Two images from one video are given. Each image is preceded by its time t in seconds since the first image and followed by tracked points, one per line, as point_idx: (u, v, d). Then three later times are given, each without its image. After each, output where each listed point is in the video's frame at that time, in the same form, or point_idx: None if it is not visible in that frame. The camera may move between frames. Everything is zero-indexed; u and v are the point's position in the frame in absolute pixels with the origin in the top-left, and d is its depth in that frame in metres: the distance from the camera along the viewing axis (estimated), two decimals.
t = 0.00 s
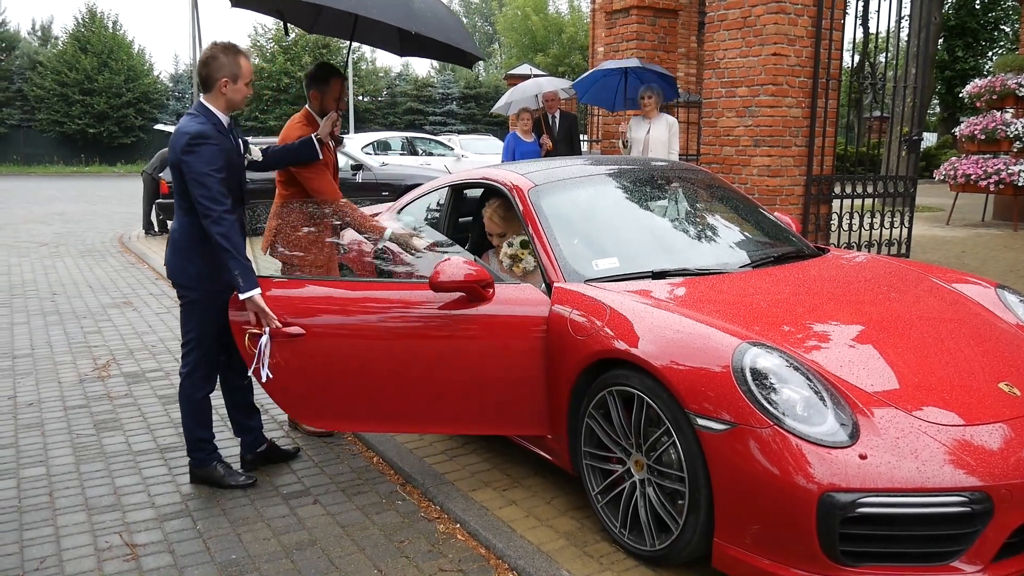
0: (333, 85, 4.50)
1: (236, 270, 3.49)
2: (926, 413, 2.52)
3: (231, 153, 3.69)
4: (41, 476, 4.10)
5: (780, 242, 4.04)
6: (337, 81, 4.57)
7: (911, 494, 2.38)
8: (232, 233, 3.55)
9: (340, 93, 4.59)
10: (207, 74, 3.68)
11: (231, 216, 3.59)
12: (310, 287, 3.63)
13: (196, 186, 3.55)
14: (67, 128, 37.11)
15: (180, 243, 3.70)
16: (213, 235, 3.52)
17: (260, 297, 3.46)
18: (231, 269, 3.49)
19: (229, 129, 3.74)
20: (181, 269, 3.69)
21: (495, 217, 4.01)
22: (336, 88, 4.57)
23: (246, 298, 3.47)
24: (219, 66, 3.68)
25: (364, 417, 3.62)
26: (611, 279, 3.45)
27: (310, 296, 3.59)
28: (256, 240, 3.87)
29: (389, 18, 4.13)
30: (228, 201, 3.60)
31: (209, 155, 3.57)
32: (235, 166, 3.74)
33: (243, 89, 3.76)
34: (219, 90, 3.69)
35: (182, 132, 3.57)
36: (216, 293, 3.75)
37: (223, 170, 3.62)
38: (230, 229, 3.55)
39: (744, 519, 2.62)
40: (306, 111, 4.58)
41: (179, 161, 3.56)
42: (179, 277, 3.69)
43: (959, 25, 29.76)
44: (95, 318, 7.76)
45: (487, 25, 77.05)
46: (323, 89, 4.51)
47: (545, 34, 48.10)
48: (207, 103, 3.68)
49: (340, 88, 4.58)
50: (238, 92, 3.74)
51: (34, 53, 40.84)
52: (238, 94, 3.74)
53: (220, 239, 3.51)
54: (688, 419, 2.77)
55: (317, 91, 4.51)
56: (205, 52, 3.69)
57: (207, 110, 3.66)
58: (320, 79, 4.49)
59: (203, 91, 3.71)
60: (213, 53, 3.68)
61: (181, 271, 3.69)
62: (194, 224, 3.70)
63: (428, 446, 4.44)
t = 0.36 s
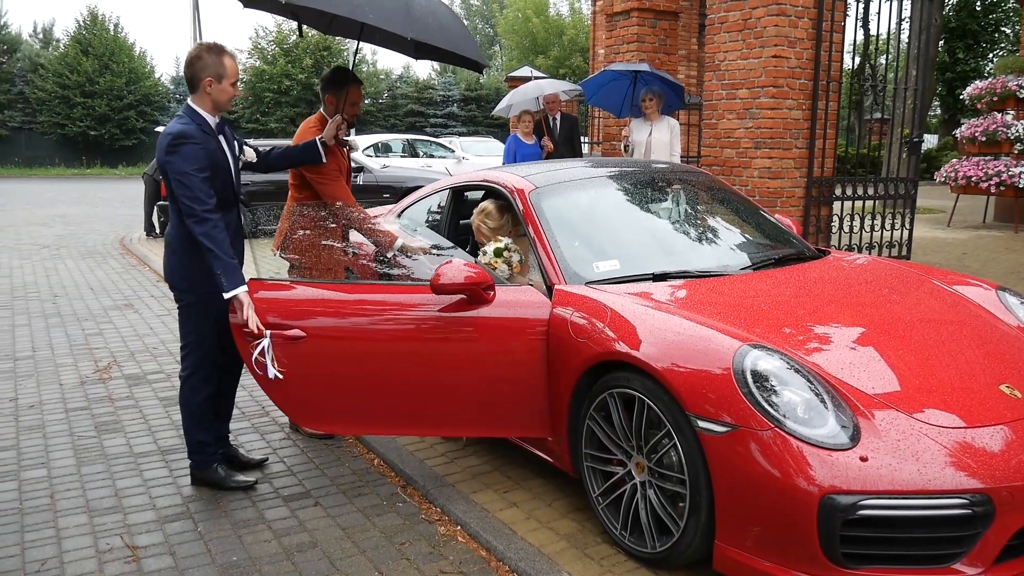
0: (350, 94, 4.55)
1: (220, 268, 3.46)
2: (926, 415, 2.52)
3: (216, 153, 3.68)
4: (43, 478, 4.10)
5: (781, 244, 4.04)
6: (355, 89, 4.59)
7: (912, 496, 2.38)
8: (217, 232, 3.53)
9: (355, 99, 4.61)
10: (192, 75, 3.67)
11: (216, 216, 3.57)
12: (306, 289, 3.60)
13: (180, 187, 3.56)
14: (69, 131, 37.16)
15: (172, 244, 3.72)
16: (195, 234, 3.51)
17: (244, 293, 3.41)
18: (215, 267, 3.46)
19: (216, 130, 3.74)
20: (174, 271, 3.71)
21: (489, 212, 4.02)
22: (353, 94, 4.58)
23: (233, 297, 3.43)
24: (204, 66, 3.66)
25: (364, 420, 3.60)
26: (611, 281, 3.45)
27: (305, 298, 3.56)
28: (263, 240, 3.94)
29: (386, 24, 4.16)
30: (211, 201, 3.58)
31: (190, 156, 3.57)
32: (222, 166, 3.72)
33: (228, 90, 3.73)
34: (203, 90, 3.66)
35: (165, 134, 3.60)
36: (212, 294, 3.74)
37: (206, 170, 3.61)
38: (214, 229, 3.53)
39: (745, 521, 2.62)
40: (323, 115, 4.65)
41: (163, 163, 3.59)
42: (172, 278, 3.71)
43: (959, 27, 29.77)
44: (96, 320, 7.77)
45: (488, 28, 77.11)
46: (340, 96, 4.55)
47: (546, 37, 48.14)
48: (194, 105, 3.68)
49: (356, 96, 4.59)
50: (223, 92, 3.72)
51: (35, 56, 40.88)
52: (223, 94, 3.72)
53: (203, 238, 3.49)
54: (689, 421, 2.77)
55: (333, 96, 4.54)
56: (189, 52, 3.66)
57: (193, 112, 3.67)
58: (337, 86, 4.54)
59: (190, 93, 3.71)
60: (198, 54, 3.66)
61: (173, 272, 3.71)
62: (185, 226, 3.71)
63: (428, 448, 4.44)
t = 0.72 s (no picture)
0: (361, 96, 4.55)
1: (185, 268, 3.53)
2: (928, 417, 2.52)
3: (205, 152, 3.68)
4: (45, 480, 4.11)
5: (782, 246, 4.04)
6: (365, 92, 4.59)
7: (913, 498, 2.38)
8: (189, 231, 3.55)
9: (363, 105, 4.59)
10: (187, 76, 3.69)
11: (194, 215, 3.58)
12: (307, 290, 3.60)
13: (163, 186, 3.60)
14: (71, 133, 37.21)
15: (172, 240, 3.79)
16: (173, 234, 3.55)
17: (207, 293, 3.51)
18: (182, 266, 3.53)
19: (210, 130, 3.75)
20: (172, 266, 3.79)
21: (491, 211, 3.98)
22: (360, 99, 4.57)
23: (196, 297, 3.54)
24: (197, 67, 3.67)
25: (366, 421, 3.59)
26: (613, 283, 3.45)
27: (307, 300, 3.56)
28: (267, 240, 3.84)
29: (385, 22, 4.15)
30: (191, 200, 3.59)
31: (174, 156, 3.58)
32: (214, 165, 3.72)
33: (223, 90, 3.74)
34: (198, 91, 3.68)
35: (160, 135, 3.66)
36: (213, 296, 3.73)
37: (191, 170, 3.62)
38: (188, 228, 3.55)
39: (746, 522, 2.62)
40: (331, 116, 4.65)
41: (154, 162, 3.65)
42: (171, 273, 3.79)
43: (961, 28, 29.74)
44: (98, 322, 7.77)
45: (489, 29, 77.14)
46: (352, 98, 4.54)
47: (548, 38, 48.16)
48: (190, 107, 3.70)
49: (366, 99, 4.58)
50: (218, 92, 3.73)
51: (37, 57, 40.92)
52: (218, 93, 3.73)
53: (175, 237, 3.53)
54: (691, 423, 2.77)
55: (341, 100, 4.54)
56: (183, 54, 3.67)
57: (186, 113, 3.69)
58: (346, 88, 4.52)
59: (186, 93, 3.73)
60: (194, 55, 3.66)
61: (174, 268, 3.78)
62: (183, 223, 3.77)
63: (430, 450, 4.44)
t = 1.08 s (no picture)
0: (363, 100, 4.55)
1: (169, 268, 3.56)
2: (931, 419, 2.51)
3: (197, 151, 3.64)
4: (48, 482, 4.11)
5: (785, 247, 4.04)
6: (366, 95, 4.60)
7: (917, 500, 2.37)
8: (172, 231, 3.54)
9: (366, 108, 4.59)
10: (187, 77, 3.69)
11: (178, 215, 3.57)
12: (308, 292, 3.60)
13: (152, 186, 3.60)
14: (74, 135, 37.29)
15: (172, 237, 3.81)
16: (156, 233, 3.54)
17: (189, 295, 3.56)
18: (166, 266, 3.56)
19: (210, 131, 3.75)
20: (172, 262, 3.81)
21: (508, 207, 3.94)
22: (363, 102, 4.56)
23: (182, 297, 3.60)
24: (198, 69, 3.67)
25: (368, 423, 3.59)
26: (616, 285, 3.45)
27: (310, 302, 3.56)
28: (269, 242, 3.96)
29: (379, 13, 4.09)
30: (176, 199, 3.57)
31: (164, 155, 3.57)
32: (207, 164, 3.69)
33: (222, 91, 3.73)
34: (198, 92, 3.68)
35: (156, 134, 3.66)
36: (213, 296, 3.72)
37: (180, 169, 3.59)
38: (170, 228, 3.54)
39: (750, 524, 2.61)
40: (332, 119, 4.64)
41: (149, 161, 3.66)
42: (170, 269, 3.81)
43: (963, 29, 29.65)
44: (101, 324, 7.78)
45: (491, 31, 77.18)
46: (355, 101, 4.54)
47: (550, 40, 48.18)
48: (190, 109, 3.71)
49: (368, 101, 4.58)
50: (218, 93, 3.72)
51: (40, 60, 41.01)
52: (218, 95, 3.72)
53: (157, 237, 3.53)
54: (693, 425, 2.76)
55: (343, 102, 4.54)
56: (184, 57, 3.69)
57: (186, 113, 3.70)
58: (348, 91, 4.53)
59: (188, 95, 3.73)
60: (194, 57, 3.67)
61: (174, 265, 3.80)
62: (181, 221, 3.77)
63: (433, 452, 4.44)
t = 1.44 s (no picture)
0: (373, 104, 4.50)
1: (174, 267, 3.57)
2: (938, 421, 2.50)
3: (199, 151, 3.65)
4: (53, 482, 4.12)
5: (790, 249, 4.03)
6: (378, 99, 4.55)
7: (924, 503, 2.36)
8: (174, 230, 3.55)
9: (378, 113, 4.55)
10: (190, 80, 3.71)
11: (180, 214, 3.57)
12: (313, 293, 3.60)
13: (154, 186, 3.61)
14: (80, 137, 37.41)
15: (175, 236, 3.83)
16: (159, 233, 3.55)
17: (195, 293, 3.57)
18: (171, 265, 3.57)
19: (213, 132, 3.76)
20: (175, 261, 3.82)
21: (504, 211, 3.92)
22: (375, 105, 4.53)
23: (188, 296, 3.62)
24: (200, 71, 3.69)
25: (373, 424, 3.59)
26: (621, 286, 3.45)
27: (315, 304, 3.56)
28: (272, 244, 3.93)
29: (381, 6, 4.00)
30: (178, 199, 3.57)
31: (166, 155, 3.58)
32: (209, 163, 3.69)
33: (226, 91, 3.74)
34: (202, 94, 3.69)
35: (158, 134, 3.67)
36: (216, 295, 3.72)
37: (183, 169, 3.60)
38: (173, 227, 3.55)
39: (755, 527, 2.61)
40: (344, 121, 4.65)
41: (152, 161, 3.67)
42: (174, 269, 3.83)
43: (969, 30, 29.45)
44: (106, 325, 7.80)
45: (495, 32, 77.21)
46: (365, 104, 4.50)
47: (554, 42, 48.19)
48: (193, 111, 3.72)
49: (379, 105, 4.54)
50: (222, 94, 3.73)
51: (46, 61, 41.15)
52: (222, 95, 3.73)
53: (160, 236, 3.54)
54: (699, 428, 2.76)
55: (355, 105, 4.53)
56: (184, 60, 3.71)
57: (189, 115, 3.71)
58: (360, 94, 4.51)
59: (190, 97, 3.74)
60: (196, 59, 3.69)
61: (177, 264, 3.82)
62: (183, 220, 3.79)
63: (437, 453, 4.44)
